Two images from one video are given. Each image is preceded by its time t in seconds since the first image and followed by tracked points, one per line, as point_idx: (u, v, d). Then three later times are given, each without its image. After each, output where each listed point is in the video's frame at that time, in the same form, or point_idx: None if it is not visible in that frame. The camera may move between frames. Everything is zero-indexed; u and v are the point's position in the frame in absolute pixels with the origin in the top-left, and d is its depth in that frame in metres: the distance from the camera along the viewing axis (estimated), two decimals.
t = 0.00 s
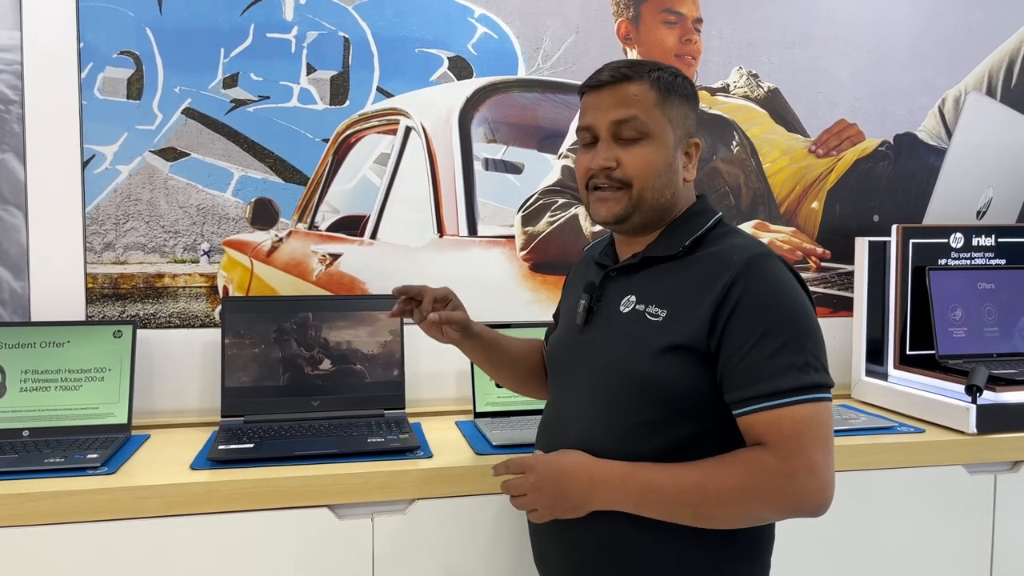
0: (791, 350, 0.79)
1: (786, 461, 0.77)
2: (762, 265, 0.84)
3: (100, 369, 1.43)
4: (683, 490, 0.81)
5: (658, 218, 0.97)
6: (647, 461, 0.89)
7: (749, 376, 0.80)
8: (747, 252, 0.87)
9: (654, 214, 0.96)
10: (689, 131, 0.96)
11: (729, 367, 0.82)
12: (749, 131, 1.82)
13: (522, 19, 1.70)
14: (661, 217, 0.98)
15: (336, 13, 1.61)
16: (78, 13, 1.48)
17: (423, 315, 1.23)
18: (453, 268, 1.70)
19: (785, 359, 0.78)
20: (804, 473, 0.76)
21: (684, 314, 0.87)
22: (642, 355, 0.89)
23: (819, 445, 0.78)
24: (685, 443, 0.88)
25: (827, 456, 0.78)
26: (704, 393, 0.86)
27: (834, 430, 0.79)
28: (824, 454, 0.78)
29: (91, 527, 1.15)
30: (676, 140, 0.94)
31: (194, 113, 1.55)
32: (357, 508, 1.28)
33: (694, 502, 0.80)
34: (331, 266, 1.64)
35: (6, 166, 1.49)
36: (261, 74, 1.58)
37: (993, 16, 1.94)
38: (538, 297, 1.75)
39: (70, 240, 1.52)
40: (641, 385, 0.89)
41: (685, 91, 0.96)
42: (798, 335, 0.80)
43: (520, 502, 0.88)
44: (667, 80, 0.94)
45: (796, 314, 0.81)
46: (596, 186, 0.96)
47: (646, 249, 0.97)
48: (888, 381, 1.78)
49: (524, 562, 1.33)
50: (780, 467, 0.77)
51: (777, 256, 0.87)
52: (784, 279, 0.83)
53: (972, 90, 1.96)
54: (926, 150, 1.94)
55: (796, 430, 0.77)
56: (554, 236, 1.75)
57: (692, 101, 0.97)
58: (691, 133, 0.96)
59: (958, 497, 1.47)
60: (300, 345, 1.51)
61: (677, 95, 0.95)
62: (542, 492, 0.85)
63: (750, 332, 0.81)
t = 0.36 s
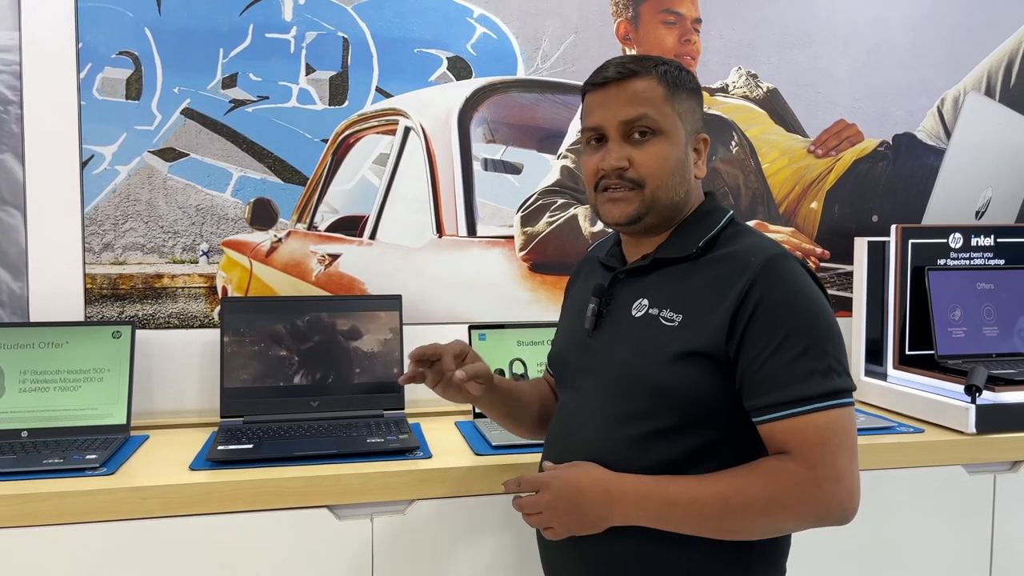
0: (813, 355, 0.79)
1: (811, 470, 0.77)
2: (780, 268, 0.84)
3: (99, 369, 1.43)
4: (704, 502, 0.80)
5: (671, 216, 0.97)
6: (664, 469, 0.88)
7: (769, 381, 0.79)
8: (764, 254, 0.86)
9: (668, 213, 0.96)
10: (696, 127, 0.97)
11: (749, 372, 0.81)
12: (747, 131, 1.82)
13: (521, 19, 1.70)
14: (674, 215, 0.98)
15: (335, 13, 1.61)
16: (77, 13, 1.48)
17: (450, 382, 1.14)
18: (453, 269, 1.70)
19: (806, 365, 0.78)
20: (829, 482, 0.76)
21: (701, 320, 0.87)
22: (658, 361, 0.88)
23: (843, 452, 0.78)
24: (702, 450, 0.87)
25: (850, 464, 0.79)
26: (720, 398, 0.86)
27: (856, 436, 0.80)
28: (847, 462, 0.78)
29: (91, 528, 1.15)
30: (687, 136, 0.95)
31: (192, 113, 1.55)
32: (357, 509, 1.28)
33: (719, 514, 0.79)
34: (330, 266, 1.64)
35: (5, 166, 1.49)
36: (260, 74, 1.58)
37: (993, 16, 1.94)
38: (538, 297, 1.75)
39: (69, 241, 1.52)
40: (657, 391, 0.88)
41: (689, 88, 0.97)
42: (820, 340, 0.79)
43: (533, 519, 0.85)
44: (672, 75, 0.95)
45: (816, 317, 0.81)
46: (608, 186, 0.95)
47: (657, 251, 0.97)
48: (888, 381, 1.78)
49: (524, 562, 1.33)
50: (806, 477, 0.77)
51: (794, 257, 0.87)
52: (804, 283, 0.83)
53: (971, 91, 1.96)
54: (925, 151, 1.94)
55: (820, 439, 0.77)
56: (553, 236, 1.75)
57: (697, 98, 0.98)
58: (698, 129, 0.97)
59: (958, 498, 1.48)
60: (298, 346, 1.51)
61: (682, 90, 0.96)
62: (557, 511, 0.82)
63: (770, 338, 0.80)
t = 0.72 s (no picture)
0: (808, 362, 0.76)
1: (800, 483, 0.74)
2: (778, 271, 0.81)
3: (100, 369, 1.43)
4: (690, 510, 0.80)
5: (637, 224, 0.95)
6: (660, 473, 0.88)
7: (759, 389, 0.77)
8: (763, 256, 0.83)
9: (619, 224, 0.95)
10: (645, 133, 0.90)
11: (741, 379, 0.79)
12: (747, 130, 1.82)
13: (520, 18, 1.69)
14: (641, 222, 0.94)
15: (334, 12, 1.60)
16: (76, 12, 1.48)
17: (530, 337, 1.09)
18: (452, 268, 1.70)
19: (800, 373, 0.76)
20: (820, 497, 0.74)
21: (695, 323, 0.85)
22: (653, 364, 0.87)
23: (839, 465, 0.75)
24: (699, 456, 0.86)
25: (848, 478, 0.75)
26: (717, 403, 0.84)
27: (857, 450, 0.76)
28: (844, 476, 0.75)
29: (90, 528, 1.15)
30: (622, 147, 0.90)
31: (191, 113, 1.55)
32: (357, 509, 1.27)
33: (704, 522, 0.80)
34: (329, 265, 1.64)
35: (4, 165, 1.48)
36: (259, 73, 1.58)
37: (992, 15, 1.94)
38: (537, 296, 1.75)
39: (68, 240, 1.51)
40: (651, 395, 0.87)
41: (644, 91, 0.90)
42: (816, 346, 0.76)
43: (528, 516, 0.92)
44: (618, 83, 0.91)
45: (814, 324, 0.77)
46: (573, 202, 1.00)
47: (658, 251, 0.95)
48: (888, 380, 1.78)
49: (524, 561, 1.33)
50: (795, 490, 0.74)
51: (797, 258, 0.83)
52: (802, 286, 0.79)
53: (970, 90, 1.96)
54: (925, 150, 1.94)
55: (812, 451, 0.74)
56: (553, 235, 1.75)
57: (656, 97, 0.89)
58: (650, 135, 0.90)
59: (958, 497, 1.47)
60: (298, 345, 1.50)
61: (628, 97, 0.90)
62: (547, 509, 0.89)
63: (763, 343, 0.78)
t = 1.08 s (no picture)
0: (771, 364, 0.74)
1: (760, 489, 0.73)
2: (745, 271, 0.79)
3: (98, 365, 1.43)
4: (658, 514, 0.80)
5: (617, 229, 0.95)
6: (642, 476, 0.88)
7: (724, 393, 0.76)
8: (732, 255, 0.81)
9: (598, 229, 0.95)
10: (611, 139, 0.89)
11: (708, 382, 0.78)
12: (747, 129, 1.82)
13: (520, 17, 1.69)
14: (620, 226, 0.95)
15: (334, 11, 1.60)
16: (75, 12, 1.48)
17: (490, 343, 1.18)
18: (452, 267, 1.70)
19: (762, 377, 0.74)
20: (782, 503, 0.72)
21: (667, 326, 0.84)
22: (630, 368, 0.87)
23: (803, 471, 0.72)
24: (679, 459, 0.86)
25: (816, 483, 0.73)
26: (694, 407, 0.83)
27: (828, 455, 0.73)
28: (811, 481, 0.72)
29: (89, 527, 1.15)
30: (591, 155, 0.91)
31: (191, 112, 1.55)
32: (356, 508, 1.27)
33: (670, 527, 0.79)
34: (328, 265, 1.64)
35: (3, 164, 1.48)
36: (258, 73, 1.58)
37: (992, 14, 1.94)
38: (537, 295, 1.74)
39: (67, 239, 1.51)
40: (630, 399, 0.87)
41: (610, 96, 0.89)
42: (780, 348, 0.74)
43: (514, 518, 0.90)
44: (587, 91, 0.92)
45: (780, 325, 0.75)
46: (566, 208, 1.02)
47: (643, 254, 0.94)
48: (887, 379, 1.78)
49: (523, 561, 1.33)
50: (756, 496, 0.73)
51: (770, 255, 0.80)
52: (769, 286, 0.77)
53: (970, 89, 1.96)
54: (924, 149, 1.94)
55: (775, 456, 0.72)
56: (552, 234, 1.75)
57: (622, 102, 0.88)
58: (617, 140, 0.89)
59: (957, 496, 1.48)
60: (298, 344, 1.50)
61: (594, 105, 0.90)
62: (529, 511, 0.86)
63: (727, 346, 0.76)
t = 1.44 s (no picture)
0: (740, 371, 0.73)
1: (721, 495, 0.73)
2: (720, 276, 0.78)
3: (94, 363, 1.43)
4: (627, 514, 0.81)
5: (613, 223, 0.95)
6: (621, 475, 0.89)
7: (694, 396, 0.76)
8: (710, 259, 0.80)
9: (595, 221, 0.96)
10: (610, 133, 0.89)
11: (681, 385, 0.78)
12: (747, 128, 1.82)
13: (520, 16, 1.69)
14: (616, 220, 0.95)
15: (334, 10, 1.60)
16: (75, 11, 1.48)
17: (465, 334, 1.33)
18: (451, 266, 1.70)
19: (731, 382, 0.73)
20: (741, 511, 0.71)
21: (646, 327, 0.84)
22: (612, 367, 0.88)
23: (767, 480, 0.72)
24: (657, 461, 0.86)
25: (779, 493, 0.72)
26: (672, 409, 0.83)
27: (796, 465, 0.73)
28: (773, 491, 0.72)
29: (89, 526, 1.15)
30: (590, 147, 0.91)
31: (191, 111, 1.55)
32: (356, 507, 1.27)
33: (636, 528, 0.80)
34: (328, 264, 1.64)
35: (3, 163, 1.48)
36: (258, 72, 1.58)
37: (991, 13, 1.94)
38: (537, 294, 1.74)
39: (67, 239, 1.51)
40: (612, 398, 0.88)
41: (612, 90, 0.89)
42: (750, 355, 0.74)
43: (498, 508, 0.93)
44: (592, 84, 0.92)
45: (751, 331, 0.74)
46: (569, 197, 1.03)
47: (635, 254, 0.94)
48: (887, 378, 1.78)
49: (522, 559, 1.33)
50: (716, 502, 0.73)
51: (749, 261, 0.79)
52: (744, 291, 0.76)
53: (970, 88, 1.96)
54: (924, 148, 1.94)
55: (737, 463, 0.72)
56: (552, 234, 1.75)
57: (623, 96, 0.88)
58: (615, 134, 0.89)
59: (957, 495, 1.48)
60: (298, 343, 1.51)
61: (597, 97, 0.90)
62: (510, 504, 0.89)
63: (699, 350, 0.76)
